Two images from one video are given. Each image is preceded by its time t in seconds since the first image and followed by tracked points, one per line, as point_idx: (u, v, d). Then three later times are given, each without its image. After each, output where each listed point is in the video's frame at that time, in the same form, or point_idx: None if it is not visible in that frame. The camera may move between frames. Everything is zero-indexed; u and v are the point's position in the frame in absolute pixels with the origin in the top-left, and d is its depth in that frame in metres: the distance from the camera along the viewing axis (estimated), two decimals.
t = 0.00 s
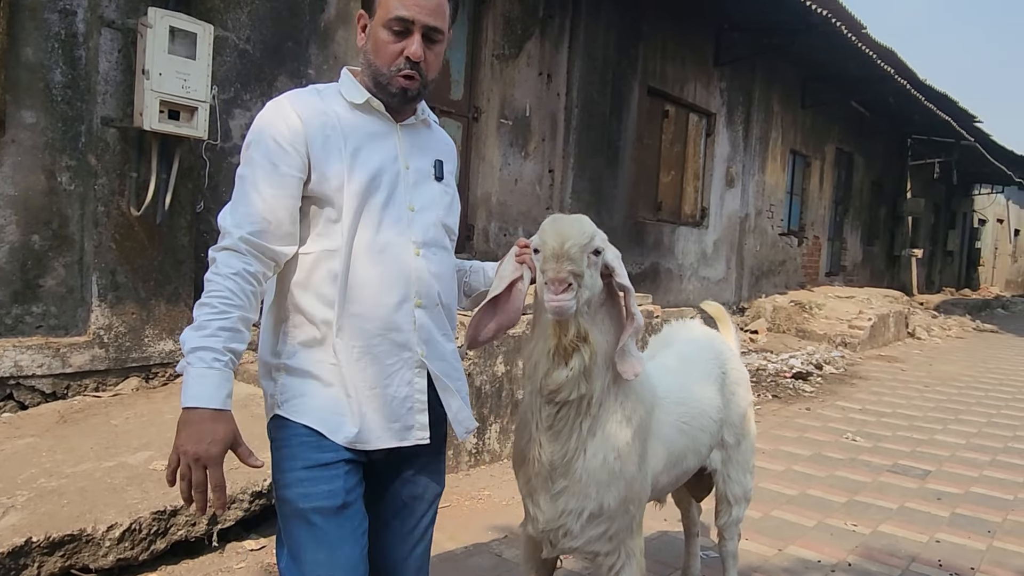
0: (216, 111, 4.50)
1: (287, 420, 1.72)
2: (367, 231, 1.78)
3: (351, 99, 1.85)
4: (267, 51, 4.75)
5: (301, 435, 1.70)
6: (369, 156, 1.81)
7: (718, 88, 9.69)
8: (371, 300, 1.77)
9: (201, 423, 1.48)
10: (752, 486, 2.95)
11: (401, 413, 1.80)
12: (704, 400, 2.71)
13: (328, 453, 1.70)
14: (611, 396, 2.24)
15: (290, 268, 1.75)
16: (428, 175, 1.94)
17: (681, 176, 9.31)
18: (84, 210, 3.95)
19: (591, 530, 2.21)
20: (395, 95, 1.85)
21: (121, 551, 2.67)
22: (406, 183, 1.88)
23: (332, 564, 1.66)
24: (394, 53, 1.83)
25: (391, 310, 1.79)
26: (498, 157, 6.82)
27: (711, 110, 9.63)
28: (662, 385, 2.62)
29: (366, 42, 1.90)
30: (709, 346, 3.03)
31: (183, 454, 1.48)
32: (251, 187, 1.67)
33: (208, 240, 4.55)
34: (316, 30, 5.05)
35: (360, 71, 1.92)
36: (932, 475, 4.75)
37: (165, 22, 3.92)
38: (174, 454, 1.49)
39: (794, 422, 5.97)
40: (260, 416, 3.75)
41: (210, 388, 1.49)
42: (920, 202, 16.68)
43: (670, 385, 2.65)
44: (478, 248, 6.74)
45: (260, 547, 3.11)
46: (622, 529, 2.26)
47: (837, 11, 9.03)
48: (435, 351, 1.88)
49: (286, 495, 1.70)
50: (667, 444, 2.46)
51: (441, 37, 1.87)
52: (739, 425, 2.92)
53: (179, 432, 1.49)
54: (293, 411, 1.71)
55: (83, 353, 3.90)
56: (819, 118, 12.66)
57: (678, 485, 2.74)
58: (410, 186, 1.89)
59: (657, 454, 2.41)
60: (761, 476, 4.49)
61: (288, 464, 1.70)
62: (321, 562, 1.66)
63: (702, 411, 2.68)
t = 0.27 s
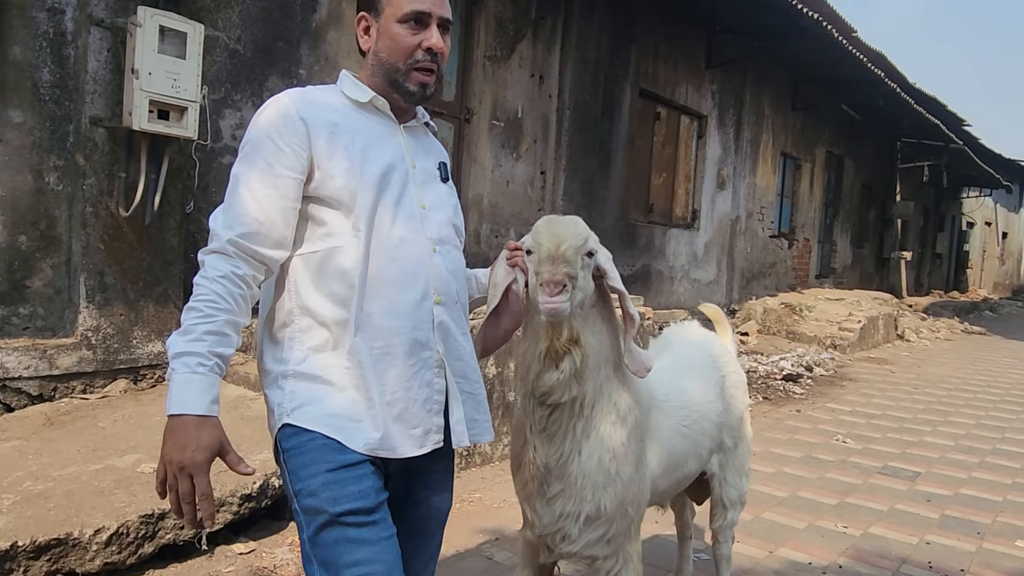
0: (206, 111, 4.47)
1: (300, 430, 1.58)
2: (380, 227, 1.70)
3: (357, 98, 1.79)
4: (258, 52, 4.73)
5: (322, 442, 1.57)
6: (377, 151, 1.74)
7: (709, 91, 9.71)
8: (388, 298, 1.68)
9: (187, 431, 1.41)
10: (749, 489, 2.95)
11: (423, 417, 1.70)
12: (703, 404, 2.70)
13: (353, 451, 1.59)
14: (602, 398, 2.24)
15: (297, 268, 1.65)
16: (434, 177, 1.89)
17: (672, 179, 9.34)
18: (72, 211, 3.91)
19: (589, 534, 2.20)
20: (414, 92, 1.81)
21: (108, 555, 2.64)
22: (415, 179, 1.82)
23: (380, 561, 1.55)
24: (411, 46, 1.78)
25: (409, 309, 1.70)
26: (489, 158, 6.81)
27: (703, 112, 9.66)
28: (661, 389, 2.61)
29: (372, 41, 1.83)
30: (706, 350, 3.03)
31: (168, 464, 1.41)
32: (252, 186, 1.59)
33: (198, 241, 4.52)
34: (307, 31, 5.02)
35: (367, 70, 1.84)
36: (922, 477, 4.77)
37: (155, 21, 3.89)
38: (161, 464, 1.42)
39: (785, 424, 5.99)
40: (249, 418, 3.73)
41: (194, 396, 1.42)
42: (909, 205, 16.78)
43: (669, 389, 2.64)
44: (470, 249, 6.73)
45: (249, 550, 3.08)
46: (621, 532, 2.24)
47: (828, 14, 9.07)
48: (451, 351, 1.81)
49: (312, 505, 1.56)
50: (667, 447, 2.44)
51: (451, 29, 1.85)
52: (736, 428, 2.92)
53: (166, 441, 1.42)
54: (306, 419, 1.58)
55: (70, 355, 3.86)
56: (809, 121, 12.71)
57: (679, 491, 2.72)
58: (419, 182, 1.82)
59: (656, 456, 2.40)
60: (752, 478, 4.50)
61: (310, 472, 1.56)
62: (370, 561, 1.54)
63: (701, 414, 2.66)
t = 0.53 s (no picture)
0: (195, 111, 4.46)
1: (316, 442, 1.54)
2: (380, 234, 1.69)
3: (341, 110, 1.78)
4: (248, 52, 4.71)
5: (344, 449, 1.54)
6: (368, 162, 1.75)
7: (699, 93, 9.75)
8: (394, 303, 1.67)
9: (166, 456, 1.39)
10: (739, 493, 2.97)
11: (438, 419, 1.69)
12: (693, 407, 2.70)
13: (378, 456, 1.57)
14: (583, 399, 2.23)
15: (295, 281, 1.62)
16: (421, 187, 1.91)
17: (662, 181, 9.36)
18: (59, 211, 3.88)
19: (574, 537, 2.20)
20: (396, 100, 1.81)
21: (94, 558, 2.62)
22: (406, 188, 1.83)
23: (423, 561, 1.52)
24: (392, 55, 1.78)
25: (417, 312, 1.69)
26: (480, 160, 6.81)
27: (693, 115, 9.69)
28: (651, 392, 2.61)
29: (351, 52, 1.83)
30: (697, 353, 3.04)
31: (148, 491, 1.37)
32: (242, 201, 1.56)
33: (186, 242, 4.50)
34: (297, 31, 4.99)
35: (347, 81, 1.84)
36: (909, 479, 4.80)
37: (143, 21, 3.87)
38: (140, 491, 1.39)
39: (774, 426, 6.02)
40: (237, 420, 3.71)
41: (176, 417, 1.40)
42: (897, 207, 16.89)
43: (659, 392, 2.64)
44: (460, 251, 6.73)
45: (237, 553, 3.07)
46: (607, 535, 2.24)
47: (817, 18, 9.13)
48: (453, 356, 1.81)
49: (344, 515, 1.51)
50: (655, 451, 2.44)
51: (429, 37, 1.86)
52: (727, 431, 2.92)
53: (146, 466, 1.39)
54: (321, 430, 1.54)
55: (56, 356, 3.83)
56: (799, 124, 12.77)
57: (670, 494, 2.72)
58: (409, 191, 1.84)
59: (644, 460, 2.40)
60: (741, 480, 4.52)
61: (338, 480, 1.52)
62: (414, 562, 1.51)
63: (691, 418, 2.66)
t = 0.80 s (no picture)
0: (184, 111, 4.43)
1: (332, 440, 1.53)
2: (385, 234, 1.70)
3: (331, 116, 1.78)
4: (237, 52, 4.70)
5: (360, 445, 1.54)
6: (365, 165, 1.76)
7: (690, 95, 9.78)
8: (402, 301, 1.67)
9: (175, 469, 1.39)
10: (728, 494, 2.98)
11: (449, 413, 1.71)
12: (681, 408, 2.70)
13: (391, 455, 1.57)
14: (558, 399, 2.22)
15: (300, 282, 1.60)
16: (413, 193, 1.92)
17: (653, 183, 9.38)
18: (46, 212, 3.85)
19: (552, 537, 2.20)
20: (378, 106, 1.82)
21: (79, 561, 2.60)
22: (402, 191, 1.85)
23: (435, 560, 1.51)
24: (373, 61, 1.79)
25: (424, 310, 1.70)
26: (471, 161, 6.80)
27: (684, 117, 9.72)
28: (638, 394, 2.62)
29: (330, 61, 1.84)
30: (687, 355, 3.04)
31: (160, 505, 1.38)
32: (243, 205, 1.54)
33: (174, 243, 4.47)
34: (287, 31, 4.98)
35: (330, 88, 1.84)
36: (898, 479, 4.83)
37: (131, 21, 3.85)
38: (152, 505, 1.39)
39: (763, 427, 6.04)
40: (226, 422, 3.70)
41: (186, 426, 1.40)
42: (886, 210, 16.99)
43: (647, 394, 2.64)
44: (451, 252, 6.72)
45: (225, 556, 3.06)
46: (588, 536, 2.24)
47: (807, 21, 9.17)
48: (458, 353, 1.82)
49: (358, 509, 1.50)
50: (640, 451, 2.44)
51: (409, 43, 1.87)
52: (715, 433, 2.92)
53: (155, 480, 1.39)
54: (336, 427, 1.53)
55: (43, 358, 3.80)
56: (789, 126, 12.83)
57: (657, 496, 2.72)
58: (405, 194, 1.86)
59: (629, 460, 2.40)
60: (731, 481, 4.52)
61: (353, 474, 1.51)
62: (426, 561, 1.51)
63: (679, 419, 2.66)
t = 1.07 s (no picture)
0: (174, 112, 4.41)
1: (317, 434, 1.52)
2: (382, 235, 1.72)
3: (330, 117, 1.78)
4: (227, 53, 4.68)
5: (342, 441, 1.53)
6: (363, 167, 1.78)
7: (681, 97, 9.81)
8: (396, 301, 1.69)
9: (229, 436, 1.37)
10: (718, 496, 2.99)
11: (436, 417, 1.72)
12: (671, 411, 2.70)
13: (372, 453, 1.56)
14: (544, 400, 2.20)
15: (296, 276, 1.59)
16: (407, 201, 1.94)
17: (644, 184, 9.40)
18: (34, 213, 3.83)
19: (534, 539, 2.20)
20: (372, 112, 1.83)
21: (66, 565, 2.58)
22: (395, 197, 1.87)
23: (406, 562, 1.50)
24: (366, 68, 1.80)
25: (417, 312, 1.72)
26: (462, 162, 6.79)
27: (675, 118, 9.74)
28: (629, 396, 2.61)
29: (326, 69, 1.85)
30: (679, 358, 3.04)
31: (216, 476, 1.35)
32: (246, 195, 1.54)
33: (164, 244, 4.45)
34: (278, 32, 4.97)
35: (325, 95, 1.86)
36: (887, 480, 4.85)
37: (120, 21, 3.83)
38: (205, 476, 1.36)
39: (754, 428, 6.06)
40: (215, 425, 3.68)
41: (232, 392, 1.38)
42: (876, 212, 17.09)
43: (637, 396, 2.64)
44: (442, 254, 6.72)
45: (213, 559, 3.05)
46: (571, 538, 2.23)
47: (798, 24, 9.22)
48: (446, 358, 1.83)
49: (332, 504, 1.50)
50: (628, 455, 2.43)
51: (405, 52, 1.88)
52: (705, 436, 2.92)
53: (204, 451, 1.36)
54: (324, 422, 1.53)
55: (30, 360, 3.78)
56: (779, 128, 12.89)
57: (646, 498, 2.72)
58: (398, 200, 1.88)
59: (617, 463, 2.38)
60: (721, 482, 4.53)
61: (331, 468, 1.50)
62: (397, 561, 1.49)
63: (669, 422, 2.66)
